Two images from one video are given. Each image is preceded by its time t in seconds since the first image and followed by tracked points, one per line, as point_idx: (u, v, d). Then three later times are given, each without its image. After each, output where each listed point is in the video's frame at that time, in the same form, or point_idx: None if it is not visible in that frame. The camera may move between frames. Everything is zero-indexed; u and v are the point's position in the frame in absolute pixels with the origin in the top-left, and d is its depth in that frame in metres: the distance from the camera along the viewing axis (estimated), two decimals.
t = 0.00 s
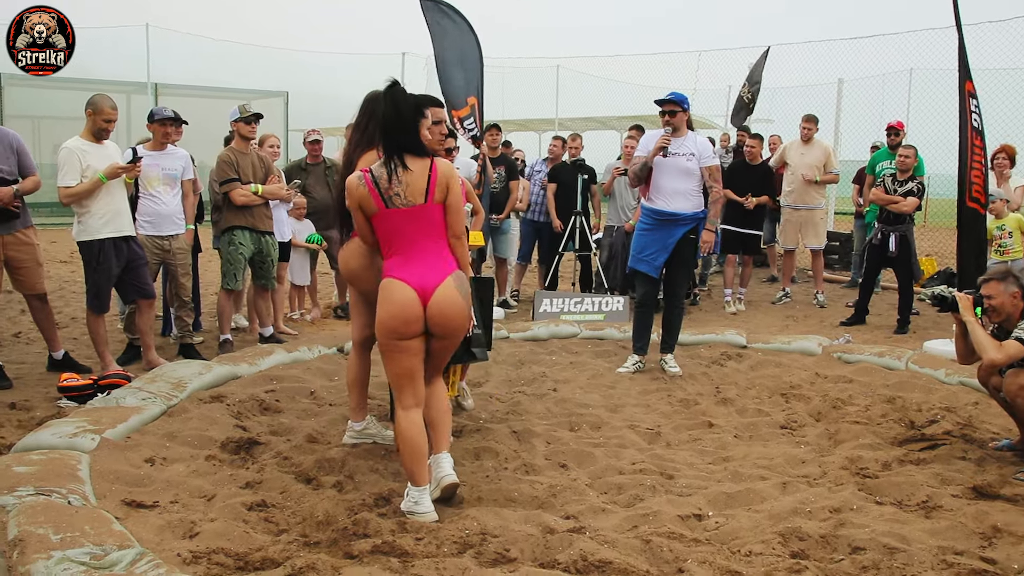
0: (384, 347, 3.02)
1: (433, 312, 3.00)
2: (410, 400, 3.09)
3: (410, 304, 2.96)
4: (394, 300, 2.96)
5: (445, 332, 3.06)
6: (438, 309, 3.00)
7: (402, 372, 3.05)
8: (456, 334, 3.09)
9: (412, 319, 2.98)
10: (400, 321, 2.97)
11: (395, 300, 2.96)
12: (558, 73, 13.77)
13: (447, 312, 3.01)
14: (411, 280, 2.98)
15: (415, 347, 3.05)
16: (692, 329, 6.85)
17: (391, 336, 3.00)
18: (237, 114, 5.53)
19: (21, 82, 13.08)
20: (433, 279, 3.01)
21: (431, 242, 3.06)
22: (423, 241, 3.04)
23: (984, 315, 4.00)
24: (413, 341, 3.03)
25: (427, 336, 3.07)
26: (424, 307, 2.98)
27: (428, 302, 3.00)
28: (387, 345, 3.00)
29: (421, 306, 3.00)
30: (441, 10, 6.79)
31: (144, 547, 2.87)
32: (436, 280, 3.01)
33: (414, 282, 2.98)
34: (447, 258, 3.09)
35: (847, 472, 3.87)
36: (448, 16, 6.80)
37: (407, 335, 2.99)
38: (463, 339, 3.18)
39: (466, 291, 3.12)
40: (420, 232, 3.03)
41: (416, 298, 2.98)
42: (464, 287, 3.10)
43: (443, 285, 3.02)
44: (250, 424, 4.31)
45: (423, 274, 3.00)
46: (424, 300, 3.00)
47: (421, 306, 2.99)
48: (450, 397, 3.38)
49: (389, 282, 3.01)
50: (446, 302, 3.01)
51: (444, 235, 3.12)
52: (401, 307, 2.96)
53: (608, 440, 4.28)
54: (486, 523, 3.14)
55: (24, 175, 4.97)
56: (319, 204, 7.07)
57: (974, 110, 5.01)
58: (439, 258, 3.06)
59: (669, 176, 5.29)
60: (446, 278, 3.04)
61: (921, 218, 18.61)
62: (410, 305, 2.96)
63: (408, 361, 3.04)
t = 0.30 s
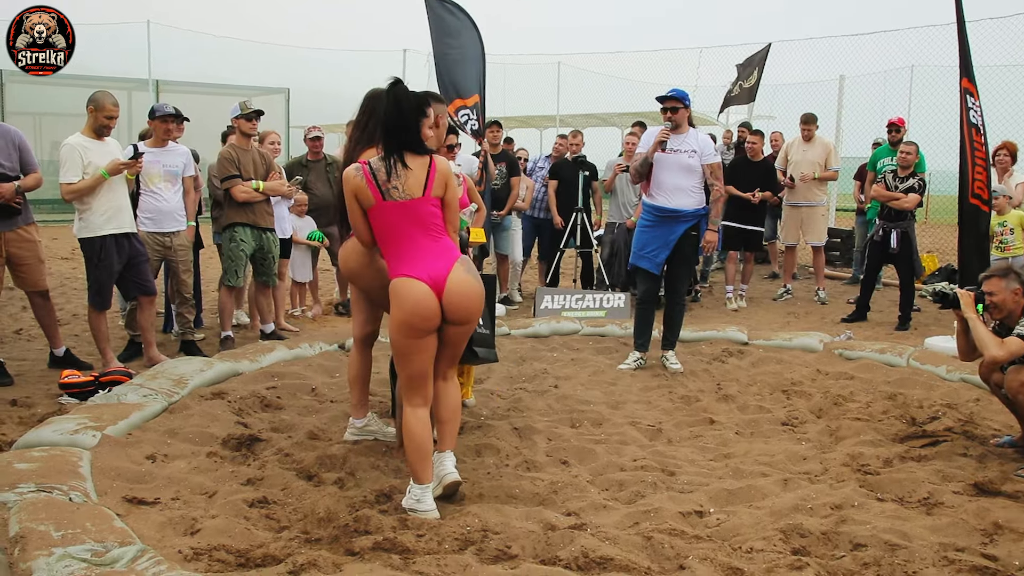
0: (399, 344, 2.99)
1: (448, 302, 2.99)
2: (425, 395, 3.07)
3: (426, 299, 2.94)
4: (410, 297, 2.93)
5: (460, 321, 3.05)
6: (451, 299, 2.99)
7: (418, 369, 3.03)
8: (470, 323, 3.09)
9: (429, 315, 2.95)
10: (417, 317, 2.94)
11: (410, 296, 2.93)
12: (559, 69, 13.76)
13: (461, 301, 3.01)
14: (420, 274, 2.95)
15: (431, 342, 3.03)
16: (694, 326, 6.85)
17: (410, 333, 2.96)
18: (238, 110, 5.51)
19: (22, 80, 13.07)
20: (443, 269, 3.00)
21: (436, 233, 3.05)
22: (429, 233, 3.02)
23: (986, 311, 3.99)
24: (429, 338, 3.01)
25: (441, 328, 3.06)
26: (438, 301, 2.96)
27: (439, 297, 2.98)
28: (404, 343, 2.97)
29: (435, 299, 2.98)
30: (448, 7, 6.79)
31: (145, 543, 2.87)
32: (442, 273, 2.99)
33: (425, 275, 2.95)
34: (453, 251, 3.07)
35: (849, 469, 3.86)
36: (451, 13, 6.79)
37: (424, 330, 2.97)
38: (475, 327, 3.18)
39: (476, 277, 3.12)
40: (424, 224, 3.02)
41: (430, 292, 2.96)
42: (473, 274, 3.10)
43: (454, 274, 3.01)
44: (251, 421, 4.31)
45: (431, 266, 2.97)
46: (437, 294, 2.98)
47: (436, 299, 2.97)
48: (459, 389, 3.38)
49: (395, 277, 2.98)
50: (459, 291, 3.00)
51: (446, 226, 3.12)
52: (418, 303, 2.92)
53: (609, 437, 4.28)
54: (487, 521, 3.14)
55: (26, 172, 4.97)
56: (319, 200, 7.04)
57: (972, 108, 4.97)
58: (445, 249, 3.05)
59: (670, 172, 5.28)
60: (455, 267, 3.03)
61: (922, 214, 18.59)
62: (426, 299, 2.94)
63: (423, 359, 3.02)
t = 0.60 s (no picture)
0: (410, 351, 2.99)
1: (457, 306, 2.99)
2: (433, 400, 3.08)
3: (434, 306, 2.93)
4: (421, 305, 2.92)
5: (469, 325, 3.04)
6: (458, 305, 2.98)
7: (429, 374, 3.03)
8: (479, 326, 3.09)
9: (439, 321, 2.94)
10: (428, 324, 2.93)
11: (421, 304, 2.92)
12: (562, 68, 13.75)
13: (470, 305, 3.00)
14: (427, 281, 2.94)
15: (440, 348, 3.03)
16: (696, 325, 6.84)
17: (422, 341, 2.95)
18: (241, 110, 5.52)
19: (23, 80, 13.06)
20: (450, 275, 2.99)
21: (440, 241, 3.05)
22: (433, 240, 3.03)
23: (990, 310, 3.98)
24: (438, 344, 3.00)
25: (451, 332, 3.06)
26: (446, 307, 2.95)
27: (446, 303, 2.97)
28: (414, 351, 2.97)
29: (445, 305, 2.97)
30: (451, 7, 6.82)
31: (148, 543, 2.87)
32: (448, 280, 2.98)
33: (432, 282, 2.95)
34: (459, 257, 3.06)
35: (852, 468, 3.86)
36: (456, 13, 6.83)
37: (435, 336, 2.96)
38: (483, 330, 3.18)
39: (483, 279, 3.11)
40: (427, 230, 3.02)
41: (438, 298, 2.95)
42: (481, 277, 3.10)
43: (461, 279, 3.00)
44: (255, 421, 4.31)
45: (436, 273, 2.97)
46: (445, 300, 2.97)
47: (444, 305, 2.97)
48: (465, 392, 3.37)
49: (402, 284, 2.99)
50: (466, 296, 2.99)
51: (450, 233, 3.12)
52: (427, 310, 2.92)
53: (612, 436, 4.28)
54: (490, 520, 3.14)
55: (29, 171, 4.97)
56: (322, 199, 7.03)
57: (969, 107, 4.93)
58: (450, 255, 3.04)
59: (674, 172, 5.29)
60: (462, 272, 3.02)
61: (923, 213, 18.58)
62: (436, 306, 2.93)
63: (433, 365, 3.02)
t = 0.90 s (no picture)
0: (392, 345, 3.03)
1: (437, 305, 2.95)
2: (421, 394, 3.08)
3: (410, 302, 2.94)
4: (395, 299, 2.94)
5: (452, 325, 3.01)
6: (438, 302, 2.95)
7: (412, 370, 3.04)
8: (465, 326, 3.04)
9: (416, 317, 2.94)
10: (405, 319, 2.94)
11: (396, 298, 2.94)
12: (562, 67, 13.74)
13: (450, 305, 2.96)
14: (406, 277, 2.96)
15: (424, 343, 3.03)
16: (697, 324, 6.84)
17: (399, 336, 2.97)
18: (241, 107, 5.52)
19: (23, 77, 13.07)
20: (433, 271, 2.97)
21: (431, 235, 3.02)
22: (422, 235, 3.02)
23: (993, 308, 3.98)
24: (420, 339, 3.01)
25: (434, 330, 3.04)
26: (424, 304, 2.95)
27: (426, 299, 2.96)
28: (396, 345, 3.00)
29: (423, 302, 2.96)
30: (450, 5, 6.81)
31: (148, 541, 2.87)
32: (430, 277, 2.97)
33: (411, 278, 2.95)
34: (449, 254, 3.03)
35: (852, 467, 3.86)
36: (455, 12, 6.81)
37: (411, 332, 2.96)
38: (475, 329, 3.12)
39: (472, 279, 3.05)
40: (418, 226, 3.01)
41: (416, 294, 2.95)
42: (469, 277, 3.04)
43: (443, 277, 2.97)
44: (255, 419, 4.31)
45: (419, 270, 2.97)
46: (424, 297, 2.96)
47: (423, 302, 2.96)
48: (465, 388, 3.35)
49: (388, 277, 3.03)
50: (446, 294, 2.95)
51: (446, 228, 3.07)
52: (403, 305, 2.93)
53: (612, 435, 4.28)
54: (490, 518, 3.14)
55: (29, 168, 4.96)
56: (323, 197, 7.03)
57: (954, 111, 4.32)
58: (439, 250, 3.01)
59: (676, 171, 5.28)
60: (447, 270, 2.99)
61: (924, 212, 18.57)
62: (410, 303, 2.93)
63: (417, 360, 3.04)
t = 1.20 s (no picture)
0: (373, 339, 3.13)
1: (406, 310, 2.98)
2: (398, 391, 3.12)
3: (382, 302, 3.02)
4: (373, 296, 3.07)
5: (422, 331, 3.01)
6: (406, 308, 2.98)
7: (387, 366, 3.11)
8: (439, 334, 3.04)
9: (386, 316, 3.03)
10: (377, 318, 3.04)
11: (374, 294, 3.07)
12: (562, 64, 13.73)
13: (416, 314, 2.98)
14: (385, 277, 3.04)
15: (399, 342, 3.08)
16: (697, 321, 6.84)
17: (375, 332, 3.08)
18: (241, 105, 5.52)
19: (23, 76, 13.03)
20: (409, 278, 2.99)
21: (414, 241, 3.01)
22: (404, 240, 3.03)
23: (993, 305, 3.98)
24: (394, 339, 3.07)
25: (409, 332, 3.07)
26: (394, 306, 3.01)
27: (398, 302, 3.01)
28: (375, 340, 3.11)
29: (395, 304, 3.03)
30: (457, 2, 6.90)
31: (148, 539, 2.87)
32: (404, 283, 3.00)
33: (388, 279, 3.03)
34: (427, 262, 3.02)
35: (852, 464, 3.86)
36: (461, 8, 6.91)
37: (382, 330, 3.04)
38: (456, 336, 3.09)
39: (448, 293, 3.01)
40: (400, 230, 3.02)
41: (389, 296, 3.02)
42: (444, 291, 3.00)
43: (415, 286, 2.99)
44: (255, 416, 4.31)
45: (396, 273, 3.02)
46: (397, 300, 3.02)
47: (394, 304, 3.02)
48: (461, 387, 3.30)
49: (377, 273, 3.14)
50: (414, 303, 2.97)
51: (432, 237, 3.02)
52: (375, 303, 3.04)
53: (612, 432, 4.27)
54: (490, 516, 3.14)
55: (29, 166, 4.95)
56: (323, 194, 7.02)
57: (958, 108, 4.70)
58: (416, 257, 3.01)
59: (676, 168, 5.28)
60: (419, 281, 2.99)
61: (923, 209, 18.60)
62: (380, 301, 3.02)
63: (392, 358, 3.08)
